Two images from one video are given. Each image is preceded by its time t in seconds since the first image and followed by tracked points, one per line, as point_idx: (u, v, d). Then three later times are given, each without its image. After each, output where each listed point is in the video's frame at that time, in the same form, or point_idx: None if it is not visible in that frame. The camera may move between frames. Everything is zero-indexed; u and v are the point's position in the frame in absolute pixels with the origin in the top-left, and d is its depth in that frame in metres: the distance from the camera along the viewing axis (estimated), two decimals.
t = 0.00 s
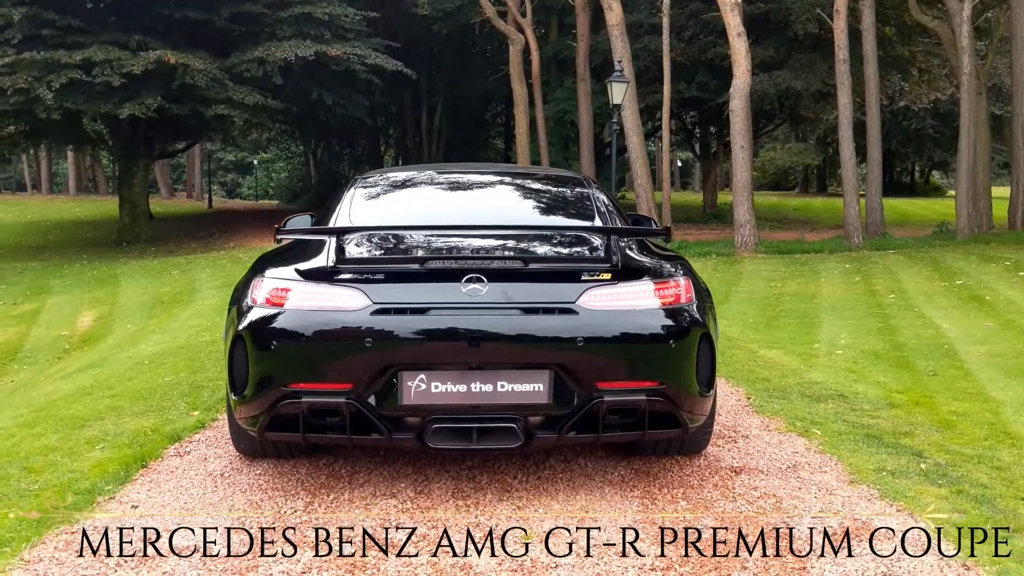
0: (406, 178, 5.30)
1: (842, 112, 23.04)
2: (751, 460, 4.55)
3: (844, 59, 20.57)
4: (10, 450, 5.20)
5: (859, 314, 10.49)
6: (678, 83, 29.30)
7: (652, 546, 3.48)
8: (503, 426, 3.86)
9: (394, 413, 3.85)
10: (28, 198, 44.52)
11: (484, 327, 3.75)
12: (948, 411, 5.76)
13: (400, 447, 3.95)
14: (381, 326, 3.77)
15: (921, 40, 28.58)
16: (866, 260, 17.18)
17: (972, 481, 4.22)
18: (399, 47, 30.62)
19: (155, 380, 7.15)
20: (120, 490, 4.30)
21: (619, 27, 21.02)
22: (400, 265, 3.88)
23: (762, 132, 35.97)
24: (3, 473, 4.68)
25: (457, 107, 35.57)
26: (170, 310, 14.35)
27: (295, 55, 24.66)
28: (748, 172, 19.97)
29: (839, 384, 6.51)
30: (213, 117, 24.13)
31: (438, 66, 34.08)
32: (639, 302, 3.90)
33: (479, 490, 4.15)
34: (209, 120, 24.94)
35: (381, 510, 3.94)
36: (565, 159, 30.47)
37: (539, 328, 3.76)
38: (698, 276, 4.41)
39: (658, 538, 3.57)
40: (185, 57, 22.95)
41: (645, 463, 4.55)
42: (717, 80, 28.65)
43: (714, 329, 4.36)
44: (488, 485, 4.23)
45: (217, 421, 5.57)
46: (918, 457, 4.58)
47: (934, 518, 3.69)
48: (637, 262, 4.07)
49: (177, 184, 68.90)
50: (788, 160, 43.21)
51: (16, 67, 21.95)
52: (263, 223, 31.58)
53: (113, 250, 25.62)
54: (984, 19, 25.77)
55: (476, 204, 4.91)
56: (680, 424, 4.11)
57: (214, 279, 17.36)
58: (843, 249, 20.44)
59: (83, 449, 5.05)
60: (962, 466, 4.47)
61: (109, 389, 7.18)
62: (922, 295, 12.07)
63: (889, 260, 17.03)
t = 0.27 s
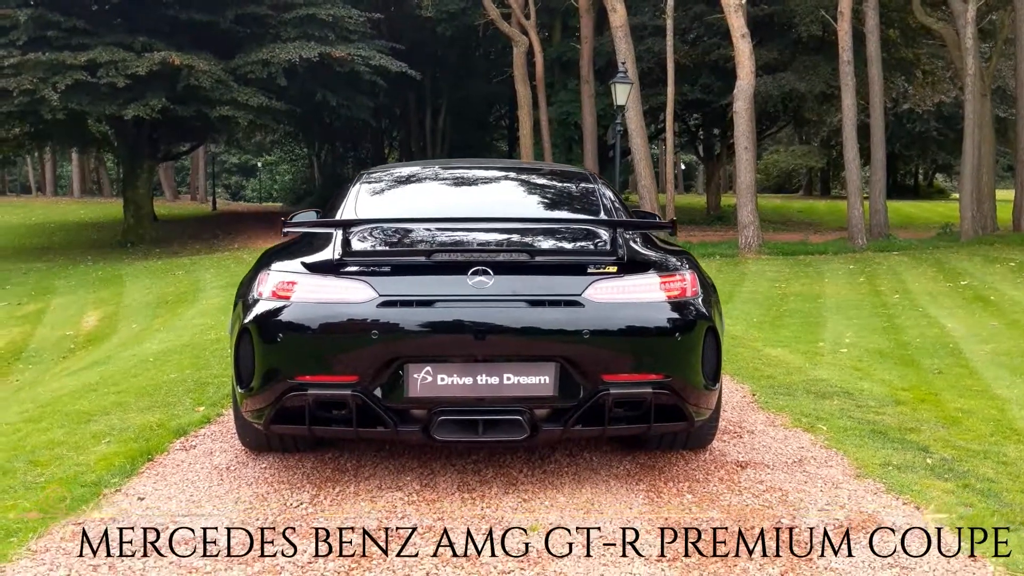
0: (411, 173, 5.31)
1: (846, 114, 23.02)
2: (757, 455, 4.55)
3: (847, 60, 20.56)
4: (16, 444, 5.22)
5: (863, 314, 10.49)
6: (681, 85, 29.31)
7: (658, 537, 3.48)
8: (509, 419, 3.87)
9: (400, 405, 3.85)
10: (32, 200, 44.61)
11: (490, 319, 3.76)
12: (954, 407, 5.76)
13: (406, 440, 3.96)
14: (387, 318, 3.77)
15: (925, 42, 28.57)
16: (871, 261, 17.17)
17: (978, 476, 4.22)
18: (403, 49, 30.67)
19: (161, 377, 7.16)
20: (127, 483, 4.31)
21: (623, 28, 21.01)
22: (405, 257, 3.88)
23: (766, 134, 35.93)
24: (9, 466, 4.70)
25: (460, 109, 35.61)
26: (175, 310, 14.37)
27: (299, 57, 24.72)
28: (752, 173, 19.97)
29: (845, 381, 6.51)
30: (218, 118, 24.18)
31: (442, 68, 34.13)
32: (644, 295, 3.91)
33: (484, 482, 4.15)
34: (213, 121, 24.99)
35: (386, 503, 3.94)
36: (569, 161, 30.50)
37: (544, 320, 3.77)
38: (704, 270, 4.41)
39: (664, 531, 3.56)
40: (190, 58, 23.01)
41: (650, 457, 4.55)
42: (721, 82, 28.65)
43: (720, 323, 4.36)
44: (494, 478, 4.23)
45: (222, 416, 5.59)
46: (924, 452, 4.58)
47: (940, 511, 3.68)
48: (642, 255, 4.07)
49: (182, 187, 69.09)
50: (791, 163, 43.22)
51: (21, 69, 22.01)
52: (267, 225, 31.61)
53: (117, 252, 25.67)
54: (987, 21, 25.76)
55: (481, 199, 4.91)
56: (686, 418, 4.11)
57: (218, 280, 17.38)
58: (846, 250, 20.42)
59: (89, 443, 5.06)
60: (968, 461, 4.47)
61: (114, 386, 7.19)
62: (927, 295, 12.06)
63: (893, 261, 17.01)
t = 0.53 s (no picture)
0: (415, 171, 5.32)
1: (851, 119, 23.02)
2: (761, 451, 4.54)
3: (851, 66, 20.56)
4: (21, 440, 5.23)
5: (868, 317, 10.49)
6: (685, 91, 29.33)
7: (663, 530, 3.47)
8: (514, 411, 3.87)
9: (405, 398, 3.86)
10: (38, 206, 44.72)
11: (495, 312, 3.76)
12: (959, 406, 5.75)
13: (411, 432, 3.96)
14: (392, 311, 3.78)
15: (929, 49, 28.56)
16: (875, 266, 17.14)
17: (984, 471, 4.20)
18: (408, 55, 30.76)
19: (166, 375, 7.18)
20: (132, 476, 4.32)
21: (627, 34, 21.02)
22: (410, 250, 3.89)
23: (770, 140, 35.92)
24: (14, 461, 4.72)
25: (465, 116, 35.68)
26: (179, 313, 14.39)
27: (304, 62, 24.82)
28: (756, 178, 19.97)
29: (850, 381, 6.51)
30: (223, 124, 24.25)
31: (446, 74, 34.21)
32: (649, 289, 3.90)
33: (489, 477, 4.15)
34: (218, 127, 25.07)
35: (391, 496, 3.94)
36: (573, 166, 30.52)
37: (550, 313, 3.77)
38: (709, 265, 4.40)
39: (669, 523, 3.55)
40: (195, 64, 23.10)
41: (655, 453, 4.54)
42: (725, 88, 28.67)
43: (725, 318, 4.35)
44: (499, 472, 4.22)
45: (227, 412, 5.59)
46: (929, 449, 4.57)
47: (947, 505, 3.67)
48: (647, 249, 4.06)
49: (187, 194, 69.28)
50: (796, 170, 43.23)
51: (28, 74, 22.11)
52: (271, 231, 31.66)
53: (122, 257, 25.71)
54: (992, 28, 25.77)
55: (486, 196, 4.91)
56: (690, 412, 4.10)
57: (223, 284, 17.39)
58: (851, 256, 20.40)
59: (93, 438, 5.06)
60: (974, 458, 4.45)
61: (120, 384, 7.20)
62: (932, 299, 12.04)
63: (898, 266, 16.99)
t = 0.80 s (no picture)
0: (417, 164, 5.31)
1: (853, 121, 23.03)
2: (765, 443, 4.53)
3: (853, 68, 20.55)
4: (24, 432, 5.24)
5: (871, 316, 10.48)
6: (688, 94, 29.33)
7: (667, 518, 3.46)
8: (517, 400, 3.87)
9: (407, 386, 3.85)
10: (41, 210, 44.77)
11: (498, 300, 3.75)
12: (963, 401, 5.75)
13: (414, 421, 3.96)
14: (396, 299, 3.77)
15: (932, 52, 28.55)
16: (878, 268, 17.12)
17: (989, 463, 4.19)
18: (410, 57, 30.80)
19: (168, 371, 7.18)
20: (134, 466, 4.31)
21: (629, 36, 20.96)
22: (414, 238, 3.88)
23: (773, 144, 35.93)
24: (17, 451, 4.72)
25: (467, 119, 35.72)
26: (181, 313, 14.39)
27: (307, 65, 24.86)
28: (759, 181, 19.96)
29: (854, 376, 6.50)
30: (226, 126, 24.29)
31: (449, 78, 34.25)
32: (653, 278, 3.90)
33: (492, 467, 4.14)
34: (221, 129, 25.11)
35: (395, 485, 3.92)
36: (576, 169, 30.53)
37: (553, 301, 3.76)
38: (713, 256, 4.39)
39: (672, 511, 3.54)
40: (198, 66, 23.15)
41: (658, 444, 4.54)
42: (728, 92, 28.68)
43: (730, 308, 4.34)
44: (502, 462, 4.22)
45: (230, 405, 5.59)
46: (934, 441, 4.56)
47: (952, 494, 3.65)
48: (651, 239, 4.05)
49: (189, 199, 69.34)
50: (798, 174, 43.23)
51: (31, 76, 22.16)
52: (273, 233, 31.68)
53: (125, 259, 25.74)
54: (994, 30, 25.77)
55: (489, 187, 4.90)
56: (694, 402, 4.10)
57: (225, 284, 17.40)
58: (854, 258, 20.39)
59: (95, 430, 5.06)
60: (979, 450, 4.44)
61: (122, 379, 7.21)
62: (935, 300, 12.04)
63: (901, 267, 16.99)
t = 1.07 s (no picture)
0: (420, 167, 5.32)
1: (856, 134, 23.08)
2: (770, 445, 4.51)
3: (856, 80, 20.58)
4: (27, 433, 5.25)
5: (876, 325, 10.47)
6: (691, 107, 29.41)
7: (672, 516, 3.44)
8: (521, 399, 3.86)
9: (411, 385, 3.84)
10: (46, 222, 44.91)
11: (502, 299, 3.75)
12: (968, 406, 5.74)
13: (418, 421, 3.95)
14: (399, 298, 3.77)
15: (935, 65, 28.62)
16: (882, 279, 17.13)
17: (995, 464, 4.17)
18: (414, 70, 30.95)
19: (172, 375, 7.19)
20: (137, 466, 4.30)
21: (632, 48, 20.81)
22: (418, 238, 3.88)
23: (776, 157, 35.98)
24: (20, 452, 4.73)
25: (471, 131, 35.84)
26: (185, 322, 14.41)
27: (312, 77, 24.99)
28: (762, 192, 19.98)
29: (858, 382, 6.50)
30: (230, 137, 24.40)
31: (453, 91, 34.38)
32: (657, 277, 3.89)
33: (496, 467, 4.13)
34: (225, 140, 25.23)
35: (398, 484, 3.91)
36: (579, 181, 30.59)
37: (558, 300, 3.76)
38: (717, 257, 4.38)
39: (677, 510, 3.53)
40: (203, 78, 23.28)
41: (662, 446, 4.52)
42: (731, 104, 28.76)
43: (733, 309, 4.33)
44: (505, 463, 4.20)
45: (233, 408, 5.59)
46: (940, 444, 4.54)
47: (958, 494, 3.63)
48: (655, 239, 4.05)
49: (194, 211, 69.54)
50: (802, 188, 43.29)
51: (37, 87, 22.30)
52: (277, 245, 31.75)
53: (129, 270, 25.81)
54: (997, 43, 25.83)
55: (493, 189, 4.91)
56: (699, 402, 4.08)
57: (229, 294, 17.43)
58: (857, 269, 20.39)
59: (98, 432, 5.06)
60: (985, 452, 4.43)
61: (126, 384, 7.22)
62: (939, 309, 12.03)
63: (905, 278, 16.99)
